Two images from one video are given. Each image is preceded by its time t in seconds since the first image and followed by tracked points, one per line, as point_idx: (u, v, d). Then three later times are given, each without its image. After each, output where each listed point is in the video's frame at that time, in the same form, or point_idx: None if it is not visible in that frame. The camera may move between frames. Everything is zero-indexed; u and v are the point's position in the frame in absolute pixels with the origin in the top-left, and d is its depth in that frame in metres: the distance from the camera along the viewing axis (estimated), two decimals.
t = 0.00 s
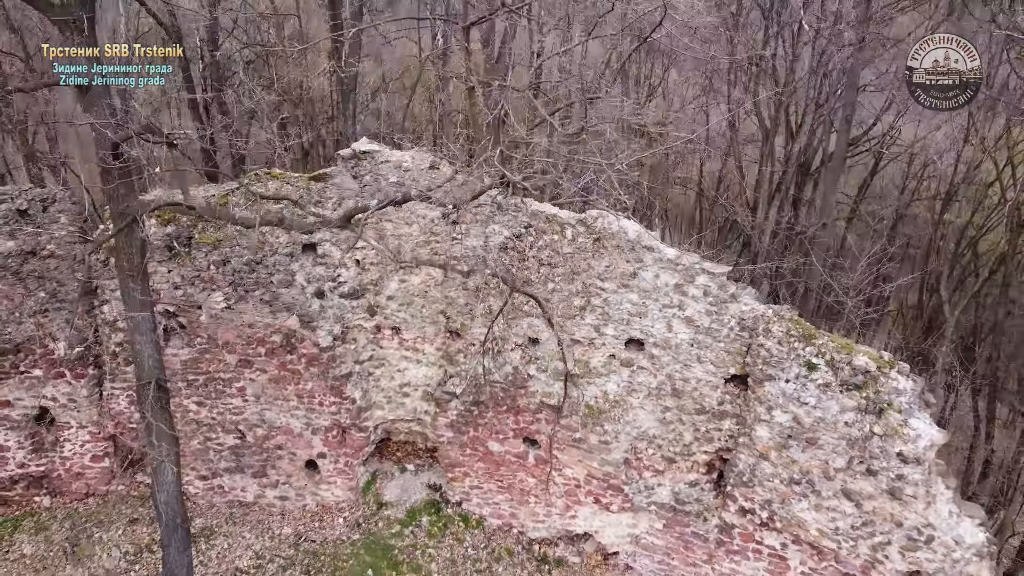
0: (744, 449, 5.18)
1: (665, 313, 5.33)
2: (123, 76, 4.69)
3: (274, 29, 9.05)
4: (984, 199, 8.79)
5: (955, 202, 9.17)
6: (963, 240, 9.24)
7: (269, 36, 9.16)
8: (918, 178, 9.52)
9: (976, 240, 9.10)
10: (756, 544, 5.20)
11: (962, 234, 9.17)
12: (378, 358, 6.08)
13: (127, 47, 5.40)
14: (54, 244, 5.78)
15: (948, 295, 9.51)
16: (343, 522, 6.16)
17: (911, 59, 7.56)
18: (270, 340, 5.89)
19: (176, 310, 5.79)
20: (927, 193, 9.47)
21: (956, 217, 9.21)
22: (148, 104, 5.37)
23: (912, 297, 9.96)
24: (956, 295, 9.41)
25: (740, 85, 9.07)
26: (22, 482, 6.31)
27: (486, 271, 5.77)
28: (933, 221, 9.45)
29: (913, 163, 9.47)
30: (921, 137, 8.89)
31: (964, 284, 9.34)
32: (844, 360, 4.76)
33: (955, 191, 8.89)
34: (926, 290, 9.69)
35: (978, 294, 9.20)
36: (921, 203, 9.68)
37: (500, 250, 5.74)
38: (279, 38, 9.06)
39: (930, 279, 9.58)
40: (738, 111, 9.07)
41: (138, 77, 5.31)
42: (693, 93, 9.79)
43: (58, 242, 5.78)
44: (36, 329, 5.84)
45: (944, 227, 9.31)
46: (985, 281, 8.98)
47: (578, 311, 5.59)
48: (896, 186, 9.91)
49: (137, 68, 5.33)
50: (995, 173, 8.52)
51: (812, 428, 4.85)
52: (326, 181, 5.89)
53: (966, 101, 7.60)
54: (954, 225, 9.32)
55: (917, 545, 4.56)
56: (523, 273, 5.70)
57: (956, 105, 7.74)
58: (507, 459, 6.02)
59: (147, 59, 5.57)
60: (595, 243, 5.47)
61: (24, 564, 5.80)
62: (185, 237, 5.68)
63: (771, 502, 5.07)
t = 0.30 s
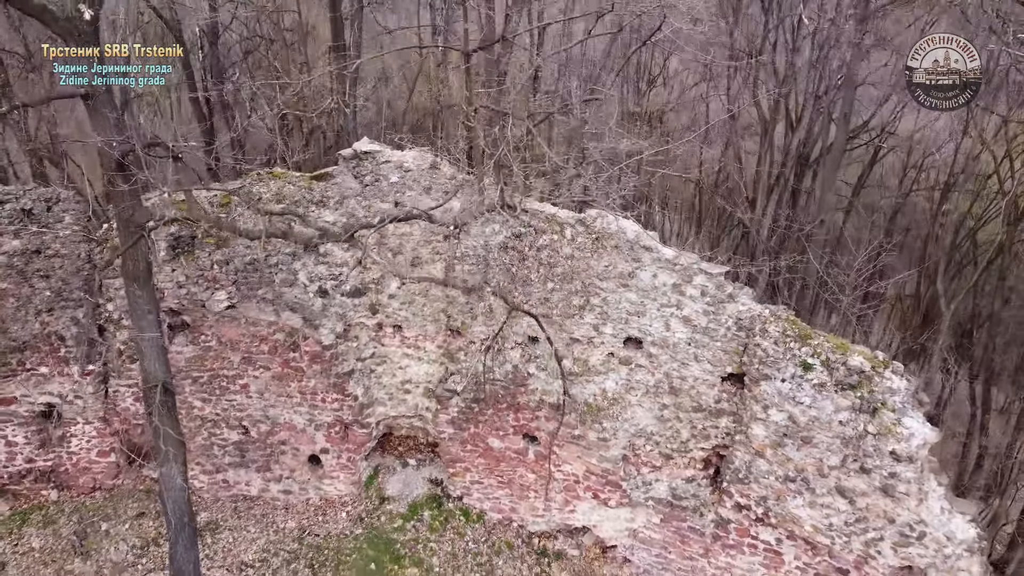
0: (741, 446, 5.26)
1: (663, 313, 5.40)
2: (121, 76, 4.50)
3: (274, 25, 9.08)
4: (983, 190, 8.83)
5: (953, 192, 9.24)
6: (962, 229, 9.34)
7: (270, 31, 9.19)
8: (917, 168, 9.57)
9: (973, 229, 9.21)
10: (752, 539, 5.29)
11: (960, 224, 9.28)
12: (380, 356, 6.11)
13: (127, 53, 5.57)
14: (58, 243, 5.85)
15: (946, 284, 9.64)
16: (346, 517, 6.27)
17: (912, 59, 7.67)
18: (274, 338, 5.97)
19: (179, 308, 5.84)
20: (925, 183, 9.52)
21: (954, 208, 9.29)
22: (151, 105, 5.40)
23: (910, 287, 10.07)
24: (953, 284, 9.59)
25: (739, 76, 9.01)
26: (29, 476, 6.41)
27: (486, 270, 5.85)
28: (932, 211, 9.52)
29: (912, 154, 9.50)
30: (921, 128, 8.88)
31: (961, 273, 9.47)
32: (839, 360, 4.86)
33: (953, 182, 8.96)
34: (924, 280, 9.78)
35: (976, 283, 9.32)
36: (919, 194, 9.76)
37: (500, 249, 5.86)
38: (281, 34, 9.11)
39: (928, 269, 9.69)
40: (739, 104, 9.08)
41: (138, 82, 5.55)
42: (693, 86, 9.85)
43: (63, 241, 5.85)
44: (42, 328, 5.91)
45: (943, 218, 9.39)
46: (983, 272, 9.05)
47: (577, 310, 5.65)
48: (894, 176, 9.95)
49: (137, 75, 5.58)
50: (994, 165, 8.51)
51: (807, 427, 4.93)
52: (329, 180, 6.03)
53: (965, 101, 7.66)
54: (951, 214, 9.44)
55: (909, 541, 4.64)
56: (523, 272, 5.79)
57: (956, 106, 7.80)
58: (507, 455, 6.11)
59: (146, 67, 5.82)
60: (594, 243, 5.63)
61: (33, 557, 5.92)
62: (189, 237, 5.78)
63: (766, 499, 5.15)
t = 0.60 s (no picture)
0: (737, 443, 5.34)
1: (661, 312, 5.47)
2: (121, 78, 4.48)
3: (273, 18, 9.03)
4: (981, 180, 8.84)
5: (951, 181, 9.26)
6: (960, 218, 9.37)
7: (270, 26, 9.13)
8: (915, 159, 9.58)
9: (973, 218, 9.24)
10: (747, 533, 5.39)
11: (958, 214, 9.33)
12: (382, 353, 6.19)
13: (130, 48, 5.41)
14: (63, 242, 5.89)
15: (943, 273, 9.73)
16: (349, 510, 6.38)
17: (911, 59, 7.56)
18: (276, 336, 6.04)
19: (182, 306, 5.91)
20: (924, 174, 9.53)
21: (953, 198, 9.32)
22: (155, 106, 5.45)
23: (908, 276, 10.15)
24: (950, 272, 9.70)
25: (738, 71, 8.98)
26: (37, 470, 6.52)
27: (486, 269, 5.92)
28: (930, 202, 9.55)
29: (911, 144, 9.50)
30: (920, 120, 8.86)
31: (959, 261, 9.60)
32: (834, 360, 4.97)
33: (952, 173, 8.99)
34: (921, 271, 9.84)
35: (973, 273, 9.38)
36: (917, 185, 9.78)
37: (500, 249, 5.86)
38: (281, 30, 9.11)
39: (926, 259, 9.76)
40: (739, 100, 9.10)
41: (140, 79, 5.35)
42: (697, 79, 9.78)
43: (67, 241, 5.91)
44: (48, 326, 5.98)
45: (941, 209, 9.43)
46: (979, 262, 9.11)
47: (576, 309, 5.72)
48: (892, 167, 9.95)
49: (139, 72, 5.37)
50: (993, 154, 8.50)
51: (802, 425, 5.01)
52: (330, 180, 6.02)
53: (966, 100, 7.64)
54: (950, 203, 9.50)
55: (901, 536, 4.74)
56: (523, 271, 5.84)
57: (956, 105, 7.80)
58: (507, 450, 6.21)
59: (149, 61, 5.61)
60: (592, 243, 5.69)
61: (42, 550, 6.05)
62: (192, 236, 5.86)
63: (761, 495, 5.24)
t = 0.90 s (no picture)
0: (733, 440, 5.42)
1: (659, 311, 5.54)
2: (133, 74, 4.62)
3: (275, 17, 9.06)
4: (981, 168, 8.65)
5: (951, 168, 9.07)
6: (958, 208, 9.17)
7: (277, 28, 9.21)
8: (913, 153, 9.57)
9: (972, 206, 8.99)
10: (742, 527, 5.49)
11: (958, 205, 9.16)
12: (383, 350, 6.28)
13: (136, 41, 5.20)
14: (68, 241, 5.97)
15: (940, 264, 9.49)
16: (351, 504, 6.49)
17: (911, 59, 7.81)
18: (279, 334, 6.11)
19: (186, 305, 5.98)
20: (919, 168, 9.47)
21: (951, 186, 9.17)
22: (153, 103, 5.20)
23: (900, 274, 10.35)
24: (945, 262, 9.37)
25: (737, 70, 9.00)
26: (45, 464, 6.64)
27: (486, 268, 5.98)
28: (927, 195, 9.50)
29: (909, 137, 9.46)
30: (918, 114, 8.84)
31: (955, 250, 9.26)
32: (828, 360, 5.06)
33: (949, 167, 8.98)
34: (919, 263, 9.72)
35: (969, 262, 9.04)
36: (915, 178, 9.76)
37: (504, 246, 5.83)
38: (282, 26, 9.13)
39: (923, 250, 9.70)
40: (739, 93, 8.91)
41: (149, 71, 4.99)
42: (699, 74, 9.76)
43: (72, 240, 5.99)
44: (53, 324, 6.06)
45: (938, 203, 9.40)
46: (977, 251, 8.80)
47: (574, 308, 5.80)
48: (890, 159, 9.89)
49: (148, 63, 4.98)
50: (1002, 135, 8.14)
51: (796, 424, 5.09)
52: (331, 179, 6.09)
53: (964, 102, 7.84)
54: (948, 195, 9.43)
55: (893, 532, 4.84)
56: (522, 270, 5.91)
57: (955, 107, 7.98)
58: (507, 446, 6.30)
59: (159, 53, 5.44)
60: (591, 243, 5.79)
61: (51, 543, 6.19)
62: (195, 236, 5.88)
63: (756, 491, 5.33)
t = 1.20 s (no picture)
0: (728, 436, 5.52)
1: (657, 309, 5.62)
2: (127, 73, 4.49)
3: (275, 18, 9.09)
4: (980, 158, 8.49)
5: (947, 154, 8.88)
6: (956, 198, 9.00)
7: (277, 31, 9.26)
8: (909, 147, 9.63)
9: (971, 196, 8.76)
10: (737, 522, 5.60)
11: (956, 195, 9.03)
12: (384, 347, 6.39)
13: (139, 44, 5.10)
14: (72, 240, 6.05)
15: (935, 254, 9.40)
16: (354, 498, 6.61)
17: (911, 59, 7.93)
18: (282, 331, 6.19)
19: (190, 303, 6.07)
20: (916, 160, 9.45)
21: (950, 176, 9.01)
22: (153, 102, 5.08)
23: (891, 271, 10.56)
24: (943, 252, 9.20)
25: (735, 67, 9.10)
26: (52, 457, 6.76)
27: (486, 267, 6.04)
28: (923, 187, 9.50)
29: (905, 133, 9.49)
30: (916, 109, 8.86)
31: (954, 239, 9.09)
32: (823, 359, 5.14)
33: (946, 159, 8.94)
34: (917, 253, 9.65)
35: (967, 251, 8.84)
36: (912, 172, 9.81)
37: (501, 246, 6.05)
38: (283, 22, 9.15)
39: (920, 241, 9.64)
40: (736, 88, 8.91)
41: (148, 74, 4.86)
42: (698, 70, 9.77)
43: (77, 239, 6.06)
44: (59, 321, 6.14)
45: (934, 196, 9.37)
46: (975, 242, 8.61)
47: (573, 306, 5.88)
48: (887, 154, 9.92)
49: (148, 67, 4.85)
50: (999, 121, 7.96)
51: (791, 422, 5.18)
52: (332, 178, 6.15)
53: (963, 103, 7.90)
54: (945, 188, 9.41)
55: (884, 526, 4.94)
56: (523, 269, 6.00)
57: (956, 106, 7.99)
58: (507, 441, 6.40)
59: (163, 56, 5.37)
60: (590, 242, 5.84)
61: (59, 535, 6.31)
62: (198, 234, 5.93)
63: (751, 486, 5.42)
